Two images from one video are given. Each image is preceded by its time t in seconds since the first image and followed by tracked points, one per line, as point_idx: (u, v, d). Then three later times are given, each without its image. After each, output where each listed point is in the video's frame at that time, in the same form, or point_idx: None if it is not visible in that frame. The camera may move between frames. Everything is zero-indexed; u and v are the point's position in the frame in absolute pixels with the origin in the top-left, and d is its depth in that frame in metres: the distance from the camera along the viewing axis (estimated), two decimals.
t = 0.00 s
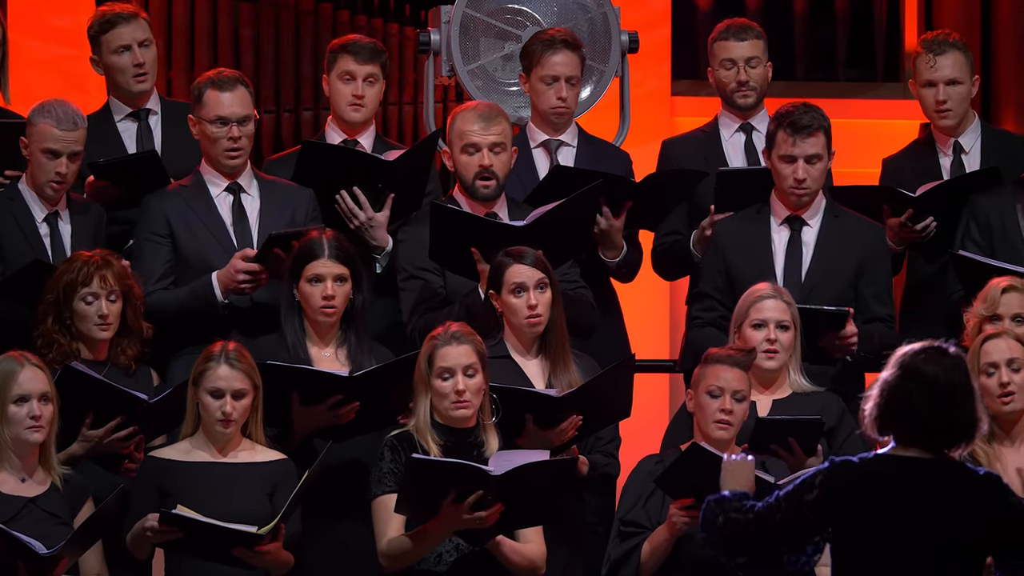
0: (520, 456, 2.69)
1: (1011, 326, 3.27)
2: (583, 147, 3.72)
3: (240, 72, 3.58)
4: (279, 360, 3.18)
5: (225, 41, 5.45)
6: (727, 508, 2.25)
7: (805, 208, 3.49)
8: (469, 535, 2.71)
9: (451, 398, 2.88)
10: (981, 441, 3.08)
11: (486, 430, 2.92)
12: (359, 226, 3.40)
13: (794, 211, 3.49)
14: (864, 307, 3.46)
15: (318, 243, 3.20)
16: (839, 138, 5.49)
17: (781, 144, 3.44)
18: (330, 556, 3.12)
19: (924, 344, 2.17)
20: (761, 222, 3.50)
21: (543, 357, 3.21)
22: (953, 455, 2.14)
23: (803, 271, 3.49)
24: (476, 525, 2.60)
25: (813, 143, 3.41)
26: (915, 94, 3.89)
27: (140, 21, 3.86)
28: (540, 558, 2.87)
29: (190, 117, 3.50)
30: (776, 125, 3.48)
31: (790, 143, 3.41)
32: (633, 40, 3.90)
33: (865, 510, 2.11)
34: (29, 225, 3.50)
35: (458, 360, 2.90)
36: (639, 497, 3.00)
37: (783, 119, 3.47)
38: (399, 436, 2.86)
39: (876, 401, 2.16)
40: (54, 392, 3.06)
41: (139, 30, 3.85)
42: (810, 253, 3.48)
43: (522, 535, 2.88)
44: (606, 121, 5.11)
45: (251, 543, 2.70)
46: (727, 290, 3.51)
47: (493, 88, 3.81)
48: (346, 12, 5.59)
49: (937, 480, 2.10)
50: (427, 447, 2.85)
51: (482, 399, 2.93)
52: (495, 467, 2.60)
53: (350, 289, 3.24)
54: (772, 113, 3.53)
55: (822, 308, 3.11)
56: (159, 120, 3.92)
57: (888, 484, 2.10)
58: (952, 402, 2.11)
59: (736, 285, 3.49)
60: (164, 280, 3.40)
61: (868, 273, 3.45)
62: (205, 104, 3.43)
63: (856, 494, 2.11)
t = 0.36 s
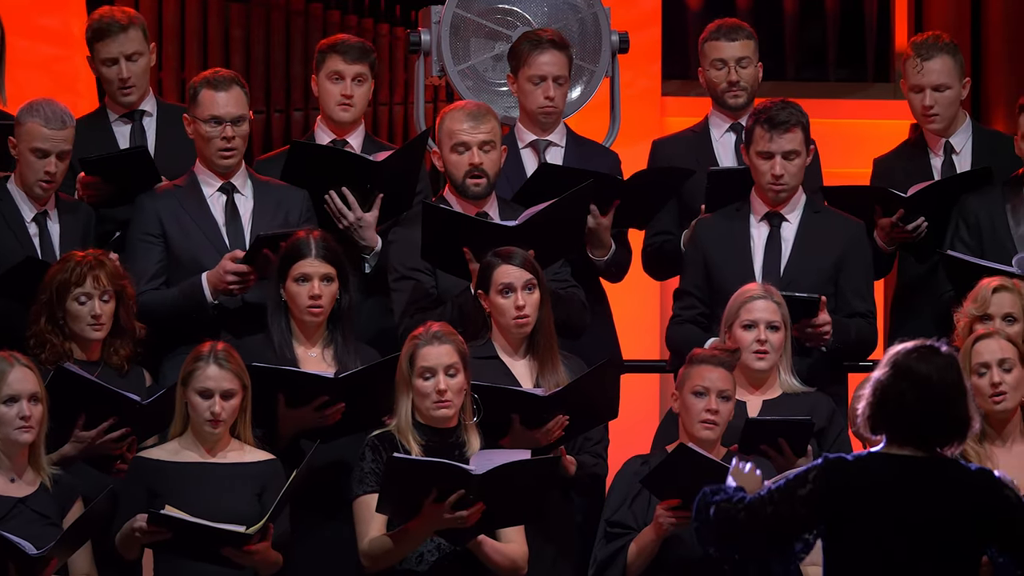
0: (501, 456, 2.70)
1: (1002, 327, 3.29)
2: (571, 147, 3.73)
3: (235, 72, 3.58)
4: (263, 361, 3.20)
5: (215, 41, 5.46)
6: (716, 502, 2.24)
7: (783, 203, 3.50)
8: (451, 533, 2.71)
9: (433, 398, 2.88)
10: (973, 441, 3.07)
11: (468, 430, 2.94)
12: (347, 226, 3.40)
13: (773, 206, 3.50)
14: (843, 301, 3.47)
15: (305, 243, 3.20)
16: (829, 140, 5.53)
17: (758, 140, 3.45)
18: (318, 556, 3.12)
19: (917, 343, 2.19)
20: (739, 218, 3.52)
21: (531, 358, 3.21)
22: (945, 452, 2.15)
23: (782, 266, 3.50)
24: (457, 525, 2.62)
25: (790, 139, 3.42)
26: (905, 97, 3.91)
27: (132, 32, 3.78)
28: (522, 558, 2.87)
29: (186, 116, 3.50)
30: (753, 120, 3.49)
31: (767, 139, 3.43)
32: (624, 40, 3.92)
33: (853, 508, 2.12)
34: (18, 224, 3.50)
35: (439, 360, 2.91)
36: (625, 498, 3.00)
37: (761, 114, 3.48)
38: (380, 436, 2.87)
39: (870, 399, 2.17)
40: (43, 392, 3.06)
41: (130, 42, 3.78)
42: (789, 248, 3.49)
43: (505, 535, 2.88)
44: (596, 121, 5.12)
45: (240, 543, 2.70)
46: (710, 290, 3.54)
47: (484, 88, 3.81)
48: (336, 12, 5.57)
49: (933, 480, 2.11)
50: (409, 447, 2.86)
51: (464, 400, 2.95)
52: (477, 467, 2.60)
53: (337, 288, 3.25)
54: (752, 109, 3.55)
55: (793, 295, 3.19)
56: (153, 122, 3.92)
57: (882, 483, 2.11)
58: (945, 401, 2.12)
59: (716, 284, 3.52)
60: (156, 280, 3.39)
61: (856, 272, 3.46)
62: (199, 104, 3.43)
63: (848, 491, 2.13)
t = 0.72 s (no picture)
0: (479, 453, 2.71)
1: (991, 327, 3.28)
2: (559, 147, 3.74)
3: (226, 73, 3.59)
4: (250, 360, 3.19)
5: (205, 42, 5.43)
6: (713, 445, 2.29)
7: (766, 199, 3.51)
8: (431, 534, 2.72)
9: (410, 398, 2.92)
10: (962, 441, 3.03)
11: (445, 430, 2.98)
12: (336, 225, 3.40)
13: (758, 203, 3.51)
14: (829, 295, 3.47)
15: (292, 242, 3.21)
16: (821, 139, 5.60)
17: (737, 135, 3.48)
18: (305, 556, 3.13)
19: (906, 341, 2.21)
20: (724, 217, 3.54)
21: (521, 357, 3.22)
22: (934, 450, 2.15)
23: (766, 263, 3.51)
24: (437, 525, 2.62)
25: (768, 133, 3.45)
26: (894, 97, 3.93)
27: (127, 31, 3.77)
28: (499, 558, 2.90)
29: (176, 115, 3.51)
30: (733, 117, 3.53)
31: (746, 134, 3.45)
32: (614, 40, 3.93)
33: (840, 506, 2.15)
34: (10, 226, 3.50)
35: (417, 360, 2.94)
36: (611, 498, 3.02)
37: (739, 111, 3.52)
38: (358, 436, 2.90)
39: (861, 396, 2.18)
40: (32, 392, 3.06)
41: (124, 42, 3.77)
42: (773, 244, 3.50)
43: (482, 534, 2.91)
44: (586, 120, 5.13)
45: (226, 543, 2.71)
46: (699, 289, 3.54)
47: (473, 88, 3.82)
48: (326, 12, 5.61)
49: (921, 477, 2.12)
50: (386, 446, 2.89)
51: (442, 399, 3.00)
52: (456, 464, 2.63)
53: (324, 288, 3.25)
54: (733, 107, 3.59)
55: (771, 280, 3.23)
56: (146, 122, 3.92)
57: (867, 480, 2.13)
58: (936, 399, 2.13)
59: (701, 283, 3.52)
60: (144, 279, 3.39)
61: (845, 272, 3.47)
62: (191, 102, 3.44)
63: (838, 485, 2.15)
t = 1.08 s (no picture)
0: (462, 459, 2.72)
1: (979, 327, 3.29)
2: (549, 145, 3.74)
3: (216, 73, 3.58)
4: (238, 363, 3.19)
5: (194, 42, 5.41)
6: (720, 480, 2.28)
7: (753, 200, 3.51)
8: (412, 535, 2.73)
9: (391, 400, 2.92)
10: (952, 440, 3.05)
11: (424, 430, 2.99)
12: (325, 227, 3.41)
13: (743, 202, 3.51)
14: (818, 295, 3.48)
15: (281, 242, 3.21)
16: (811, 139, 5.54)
17: (726, 133, 3.48)
18: (293, 556, 3.13)
19: (893, 342, 2.21)
20: (710, 216, 3.54)
21: (514, 360, 3.22)
22: (922, 451, 2.15)
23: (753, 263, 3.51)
24: (419, 526, 2.63)
25: (757, 132, 3.45)
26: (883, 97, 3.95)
27: (121, 34, 3.76)
28: (479, 557, 2.90)
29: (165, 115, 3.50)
30: (723, 115, 3.53)
31: (735, 131, 3.45)
32: (604, 40, 3.94)
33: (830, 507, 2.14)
34: (3, 228, 3.51)
35: (397, 361, 2.95)
36: (598, 498, 3.01)
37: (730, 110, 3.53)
38: (338, 437, 2.91)
39: (848, 397, 2.18)
40: (21, 392, 3.00)
41: (118, 45, 3.77)
42: (760, 245, 3.51)
43: (462, 535, 2.90)
44: (576, 120, 5.14)
45: (213, 543, 2.71)
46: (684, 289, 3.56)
47: (463, 88, 3.83)
48: (316, 12, 5.61)
49: (912, 479, 2.11)
50: (367, 448, 2.90)
51: (420, 400, 3.01)
52: (438, 469, 2.65)
53: (312, 288, 3.25)
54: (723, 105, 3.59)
55: (768, 288, 3.24)
56: (138, 123, 3.92)
57: (861, 483, 2.12)
58: (923, 400, 2.13)
59: (687, 283, 3.53)
60: (132, 278, 3.38)
61: (833, 273, 3.48)
62: (180, 103, 3.43)
63: (828, 492, 2.14)
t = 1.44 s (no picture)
0: (453, 458, 2.73)
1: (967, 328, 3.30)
2: (537, 146, 3.75)
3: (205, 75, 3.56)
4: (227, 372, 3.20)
5: (185, 43, 5.40)
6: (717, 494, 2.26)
7: (745, 207, 3.53)
8: (401, 536, 2.74)
9: (374, 401, 2.93)
10: (942, 441, 3.05)
11: (406, 431, 2.99)
12: (315, 227, 3.41)
13: (734, 208, 3.53)
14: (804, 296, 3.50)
15: (266, 245, 3.22)
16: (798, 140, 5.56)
17: (725, 141, 3.48)
18: (281, 557, 3.13)
19: (881, 341, 2.22)
20: (697, 218, 3.54)
21: (502, 361, 3.23)
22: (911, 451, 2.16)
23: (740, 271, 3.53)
24: (413, 527, 2.65)
25: (756, 142, 3.46)
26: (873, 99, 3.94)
27: (110, 40, 3.75)
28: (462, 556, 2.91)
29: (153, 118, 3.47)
30: (720, 121, 3.52)
31: (734, 140, 3.45)
32: (593, 40, 3.93)
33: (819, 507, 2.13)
34: None
35: (380, 363, 2.95)
36: (585, 500, 3.02)
37: (728, 117, 3.51)
38: (321, 439, 2.90)
39: (836, 397, 2.19)
40: (10, 393, 3.02)
41: (108, 52, 3.77)
42: (750, 252, 3.53)
43: (443, 534, 2.91)
44: (565, 121, 5.14)
45: (201, 543, 2.71)
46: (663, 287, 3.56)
47: (453, 88, 3.83)
48: (306, 12, 5.63)
49: (899, 479, 2.12)
50: (351, 450, 2.89)
51: (402, 402, 3.01)
52: (431, 470, 2.63)
53: (298, 290, 3.25)
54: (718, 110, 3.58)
55: (771, 314, 3.25)
56: (128, 124, 3.92)
57: (850, 481, 2.13)
58: (912, 399, 2.14)
59: (668, 278, 3.53)
60: (119, 280, 3.39)
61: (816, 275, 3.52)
62: (169, 109, 3.41)
63: (818, 491, 2.14)
